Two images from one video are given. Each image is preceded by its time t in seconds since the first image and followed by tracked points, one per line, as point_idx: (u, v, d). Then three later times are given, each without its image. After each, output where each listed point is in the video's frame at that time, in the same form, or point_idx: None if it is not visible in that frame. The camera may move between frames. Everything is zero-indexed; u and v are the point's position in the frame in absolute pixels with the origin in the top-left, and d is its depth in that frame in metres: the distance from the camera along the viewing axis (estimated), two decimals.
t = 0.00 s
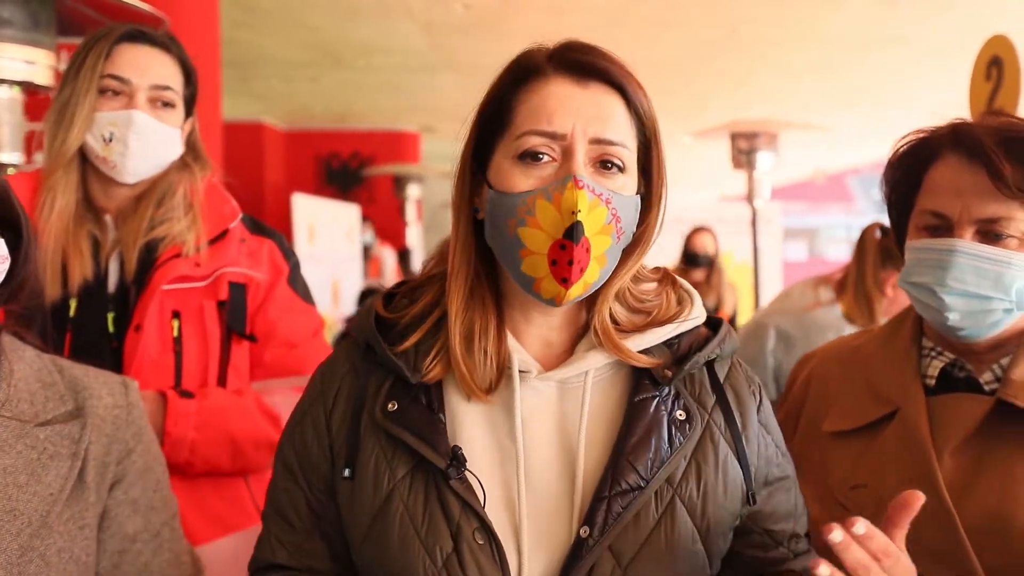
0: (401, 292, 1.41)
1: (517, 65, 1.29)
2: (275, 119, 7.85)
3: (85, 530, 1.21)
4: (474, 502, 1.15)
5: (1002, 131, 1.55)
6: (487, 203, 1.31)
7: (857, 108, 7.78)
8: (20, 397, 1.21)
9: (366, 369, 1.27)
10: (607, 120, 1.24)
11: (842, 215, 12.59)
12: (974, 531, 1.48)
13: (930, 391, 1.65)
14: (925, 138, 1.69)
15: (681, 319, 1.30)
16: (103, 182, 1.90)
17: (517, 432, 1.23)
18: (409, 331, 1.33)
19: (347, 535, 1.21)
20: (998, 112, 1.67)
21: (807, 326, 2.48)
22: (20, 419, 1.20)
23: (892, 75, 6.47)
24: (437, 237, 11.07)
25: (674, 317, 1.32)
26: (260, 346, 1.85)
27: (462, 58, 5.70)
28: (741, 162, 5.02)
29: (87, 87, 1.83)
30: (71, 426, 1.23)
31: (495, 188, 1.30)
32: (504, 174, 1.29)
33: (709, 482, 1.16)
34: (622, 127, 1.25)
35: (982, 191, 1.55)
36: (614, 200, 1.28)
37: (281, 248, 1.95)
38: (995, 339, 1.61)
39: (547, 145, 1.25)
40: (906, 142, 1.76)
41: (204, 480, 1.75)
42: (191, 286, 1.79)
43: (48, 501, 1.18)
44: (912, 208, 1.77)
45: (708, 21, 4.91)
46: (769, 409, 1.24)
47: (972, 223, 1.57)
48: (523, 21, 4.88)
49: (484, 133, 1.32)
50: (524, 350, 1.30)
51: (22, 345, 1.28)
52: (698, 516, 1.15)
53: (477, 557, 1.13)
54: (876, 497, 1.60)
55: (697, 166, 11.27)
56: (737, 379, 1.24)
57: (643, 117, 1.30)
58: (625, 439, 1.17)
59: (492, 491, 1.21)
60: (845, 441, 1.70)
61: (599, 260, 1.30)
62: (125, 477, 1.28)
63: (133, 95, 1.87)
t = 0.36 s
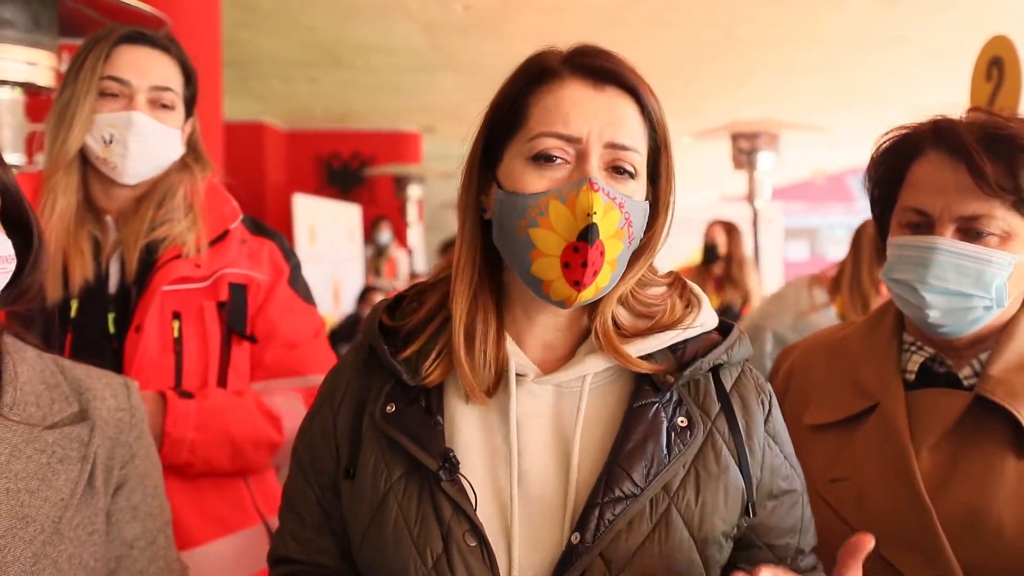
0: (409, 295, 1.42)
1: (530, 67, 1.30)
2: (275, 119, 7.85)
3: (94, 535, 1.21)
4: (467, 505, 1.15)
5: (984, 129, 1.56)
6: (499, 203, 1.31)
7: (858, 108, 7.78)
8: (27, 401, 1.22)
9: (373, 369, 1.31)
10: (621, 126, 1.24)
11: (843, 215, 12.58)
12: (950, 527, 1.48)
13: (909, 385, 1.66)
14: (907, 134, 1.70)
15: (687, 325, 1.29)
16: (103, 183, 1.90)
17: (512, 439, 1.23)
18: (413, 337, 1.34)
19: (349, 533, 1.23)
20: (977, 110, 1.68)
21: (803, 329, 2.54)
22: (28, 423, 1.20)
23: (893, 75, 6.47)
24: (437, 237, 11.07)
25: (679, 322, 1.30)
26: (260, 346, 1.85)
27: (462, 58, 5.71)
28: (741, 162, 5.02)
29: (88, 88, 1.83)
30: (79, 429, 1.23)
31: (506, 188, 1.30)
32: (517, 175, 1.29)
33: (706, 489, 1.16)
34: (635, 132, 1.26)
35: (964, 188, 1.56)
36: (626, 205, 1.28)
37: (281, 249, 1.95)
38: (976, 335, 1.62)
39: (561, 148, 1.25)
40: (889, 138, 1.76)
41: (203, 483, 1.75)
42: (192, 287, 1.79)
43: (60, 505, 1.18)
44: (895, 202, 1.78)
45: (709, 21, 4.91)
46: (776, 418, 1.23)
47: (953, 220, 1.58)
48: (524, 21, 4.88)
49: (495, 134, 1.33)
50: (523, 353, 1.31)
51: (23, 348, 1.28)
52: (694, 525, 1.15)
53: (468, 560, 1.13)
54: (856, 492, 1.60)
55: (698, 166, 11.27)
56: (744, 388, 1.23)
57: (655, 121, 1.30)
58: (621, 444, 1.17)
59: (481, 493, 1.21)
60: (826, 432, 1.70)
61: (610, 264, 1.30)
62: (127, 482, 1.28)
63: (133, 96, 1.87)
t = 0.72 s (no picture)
0: (409, 294, 1.43)
1: (528, 63, 1.30)
2: (274, 119, 7.85)
3: (85, 536, 1.20)
4: (472, 504, 1.15)
5: (967, 133, 1.57)
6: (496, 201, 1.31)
7: (857, 108, 7.78)
8: (14, 402, 1.20)
9: (375, 367, 1.31)
10: (618, 123, 1.24)
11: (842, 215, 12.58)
12: (950, 531, 1.48)
13: (899, 387, 1.66)
14: (888, 140, 1.69)
15: (687, 318, 1.29)
16: (101, 183, 1.90)
17: (514, 437, 1.23)
18: (412, 337, 1.35)
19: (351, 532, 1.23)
20: (959, 114, 1.68)
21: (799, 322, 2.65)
22: (14, 425, 1.18)
23: (891, 76, 6.48)
24: (436, 237, 11.08)
25: (678, 316, 1.30)
26: (256, 347, 1.84)
27: (461, 58, 5.71)
28: (740, 162, 5.03)
29: (86, 89, 1.83)
30: (67, 430, 1.21)
31: (504, 184, 1.30)
32: (514, 172, 1.29)
33: (707, 484, 1.16)
34: (632, 128, 1.26)
35: (947, 191, 1.55)
36: (623, 203, 1.28)
37: (278, 250, 1.95)
38: (963, 338, 1.62)
39: (558, 144, 1.25)
40: (870, 143, 1.77)
41: (200, 487, 1.75)
42: (189, 288, 1.79)
43: (49, 507, 1.16)
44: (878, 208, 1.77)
45: (708, 21, 4.91)
46: (779, 408, 1.22)
47: (938, 225, 1.57)
48: (523, 21, 4.88)
49: (493, 129, 1.32)
50: (524, 350, 1.31)
51: (9, 349, 1.26)
52: (696, 520, 1.15)
53: (472, 558, 1.13)
54: (852, 497, 1.60)
55: (697, 166, 11.28)
56: (745, 381, 1.23)
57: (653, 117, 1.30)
58: (621, 440, 1.17)
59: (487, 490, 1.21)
60: (820, 435, 1.70)
61: (604, 261, 1.29)
62: (116, 482, 1.27)
63: (130, 96, 1.86)
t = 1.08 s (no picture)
0: (421, 295, 1.44)
1: (511, 89, 1.28)
2: (274, 119, 7.85)
3: (70, 535, 1.19)
4: (468, 504, 1.14)
5: (966, 133, 1.56)
6: (487, 228, 1.32)
7: (857, 108, 7.78)
8: None
9: (385, 365, 1.32)
10: (598, 150, 1.21)
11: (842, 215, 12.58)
12: (949, 535, 1.47)
13: (897, 386, 1.66)
14: (888, 138, 1.69)
15: (697, 326, 1.27)
16: (96, 183, 1.90)
17: (518, 441, 1.23)
18: (422, 339, 1.36)
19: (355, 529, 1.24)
20: (959, 113, 1.68)
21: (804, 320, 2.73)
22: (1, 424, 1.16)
23: (891, 75, 6.47)
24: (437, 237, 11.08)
25: (688, 324, 1.29)
26: (253, 348, 1.84)
27: (461, 58, 5.70)
28: (739, 162, 5.03)
29: (80, 89, 1.82)
30: (53, 430, 1.19)
31: (490, 215, 1.31)
32: (498, 203, 1.28)
33: (712, 496, 1.15)
34: (614, 154, 1.22)
35: (948, 192, 1.55)
36: (608, 229, 1.26)
37: (275, 250, 1.94)
38: (960, 338, 1.62)
39: (538, 175, 1.24)
40: (870, 142, 1.76)
41: (197, 489, 1.74)
42: (186, 289, 1.79)
43: (34, 505, 1.14)
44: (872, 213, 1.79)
45: (707, 21, 4.92)
46: (785, 424, 1.22)
47: (938, 224, 1.57)
48: (522, 21, 4.88)
49: (480, 159, 1.33)
50: (530, 352, 1.32)
51: None
52: (698, 531, 1.14)
53: (467, 558, 1.12)
54: (849, 498, 1.60)
55: (696, 166, 11.28)
56: (754, 393, 1.22)
57: (640, 135, 1.26)
58: (625, 448, 1.16)
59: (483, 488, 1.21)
60: (815, 434, 1.70)
61: (595, 288, 1.30)
62: (102, 482, 1.26)
63: (125, 96, 1.85)
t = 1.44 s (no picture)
0: (426, 295, 1.44)
1: (538, 80, 1.28)
2: (273, 119, 7.86)
3: (83, 526, 1.20)
4: (472, 503, 1.15)
5: (964, 133, 1.57)
6: (508, 219, 1.31)
7: (856, 108, 7.79)
8: (9, 399, 1.18)
9: (389, 364, 1.32)
10: (628, 143, 1.22)
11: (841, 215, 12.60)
12: (938, 531, 1.49)
13: (893, 386, 1.67)
14: (889, 139, 1.70)
15: (698, 327, 1.27)
16: (96, 183, 1.90)
17: (518, 439, 1.24)
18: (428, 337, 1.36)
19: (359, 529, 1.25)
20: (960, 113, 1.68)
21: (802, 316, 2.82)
22: (11, 420, 1.17)
23: (890, 76, 6.49)
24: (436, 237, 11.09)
25: (690, 323, 1.30)
26: (254, 348, 1.84)
27: (460, 58, 5.71)
28: (738, 162, 5.03)
29: (80, 90, 1.83)
30: (63, 424, 1.20)
31: (513, 205, 1.30)
32: (524, 192, 1.28)
33: (711, 494, 1.15)
34: (643, 147, 1.24)
35: (944, 191, 1.56)
36: (633, 222, 1.26)
37: (275, 249, 1.95)
38: (958, 338, 1.63)
39: (567, 165, 1.24)
40: (872, 141, 1.77)
41: (197, 488, 1.74)
42: (187, 289, 1.80)
43: (46, 498, 1.16)
44: (873, 211, 1.79)
45: (706, 21, 4.93)
46: (786, 421, 1.22)
47: (935, 223, 1.58)
48: (521, 21, 4.89)
49: (501, 153, 1.33)
50: (534, 353, 1.32)
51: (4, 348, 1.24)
52: (699, 530, 1.14)
53: (470, 557, 1.13)
54: (841, 495, 1.61)
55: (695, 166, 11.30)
56: (755, 392, 1.22)
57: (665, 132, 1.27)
58: (625, 448, 1.17)
59: (486, 486, 1.22)
60: (811, 434, 1.71)
61: (617, 280, 1.30)
62: (113, 476, 1.27)
63: (124, 97, 1.86)
